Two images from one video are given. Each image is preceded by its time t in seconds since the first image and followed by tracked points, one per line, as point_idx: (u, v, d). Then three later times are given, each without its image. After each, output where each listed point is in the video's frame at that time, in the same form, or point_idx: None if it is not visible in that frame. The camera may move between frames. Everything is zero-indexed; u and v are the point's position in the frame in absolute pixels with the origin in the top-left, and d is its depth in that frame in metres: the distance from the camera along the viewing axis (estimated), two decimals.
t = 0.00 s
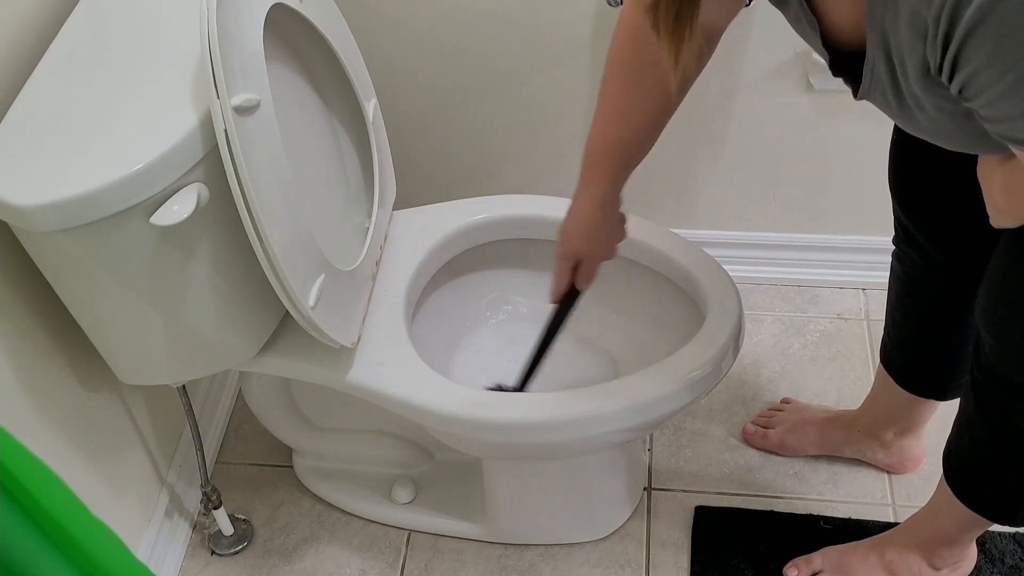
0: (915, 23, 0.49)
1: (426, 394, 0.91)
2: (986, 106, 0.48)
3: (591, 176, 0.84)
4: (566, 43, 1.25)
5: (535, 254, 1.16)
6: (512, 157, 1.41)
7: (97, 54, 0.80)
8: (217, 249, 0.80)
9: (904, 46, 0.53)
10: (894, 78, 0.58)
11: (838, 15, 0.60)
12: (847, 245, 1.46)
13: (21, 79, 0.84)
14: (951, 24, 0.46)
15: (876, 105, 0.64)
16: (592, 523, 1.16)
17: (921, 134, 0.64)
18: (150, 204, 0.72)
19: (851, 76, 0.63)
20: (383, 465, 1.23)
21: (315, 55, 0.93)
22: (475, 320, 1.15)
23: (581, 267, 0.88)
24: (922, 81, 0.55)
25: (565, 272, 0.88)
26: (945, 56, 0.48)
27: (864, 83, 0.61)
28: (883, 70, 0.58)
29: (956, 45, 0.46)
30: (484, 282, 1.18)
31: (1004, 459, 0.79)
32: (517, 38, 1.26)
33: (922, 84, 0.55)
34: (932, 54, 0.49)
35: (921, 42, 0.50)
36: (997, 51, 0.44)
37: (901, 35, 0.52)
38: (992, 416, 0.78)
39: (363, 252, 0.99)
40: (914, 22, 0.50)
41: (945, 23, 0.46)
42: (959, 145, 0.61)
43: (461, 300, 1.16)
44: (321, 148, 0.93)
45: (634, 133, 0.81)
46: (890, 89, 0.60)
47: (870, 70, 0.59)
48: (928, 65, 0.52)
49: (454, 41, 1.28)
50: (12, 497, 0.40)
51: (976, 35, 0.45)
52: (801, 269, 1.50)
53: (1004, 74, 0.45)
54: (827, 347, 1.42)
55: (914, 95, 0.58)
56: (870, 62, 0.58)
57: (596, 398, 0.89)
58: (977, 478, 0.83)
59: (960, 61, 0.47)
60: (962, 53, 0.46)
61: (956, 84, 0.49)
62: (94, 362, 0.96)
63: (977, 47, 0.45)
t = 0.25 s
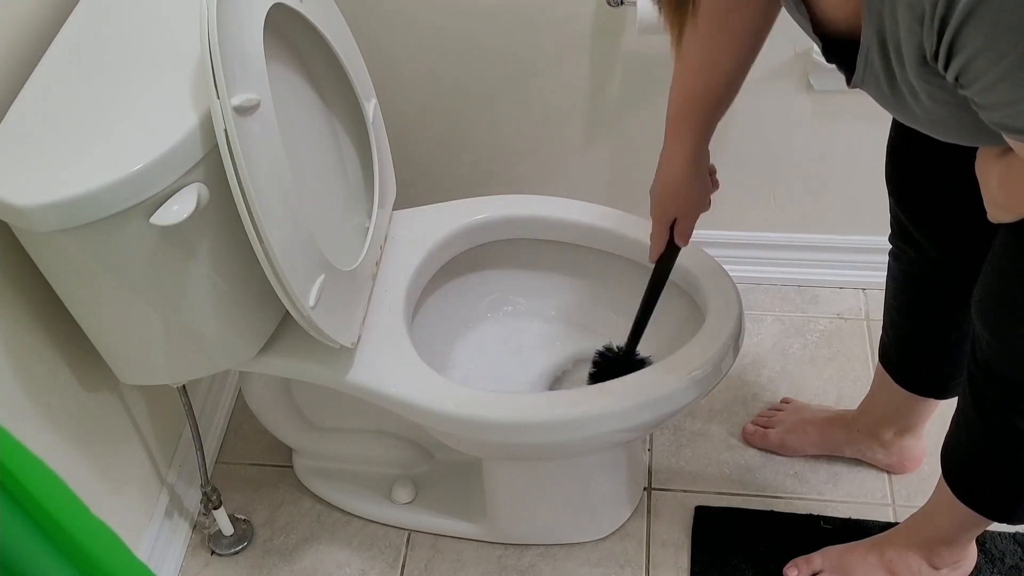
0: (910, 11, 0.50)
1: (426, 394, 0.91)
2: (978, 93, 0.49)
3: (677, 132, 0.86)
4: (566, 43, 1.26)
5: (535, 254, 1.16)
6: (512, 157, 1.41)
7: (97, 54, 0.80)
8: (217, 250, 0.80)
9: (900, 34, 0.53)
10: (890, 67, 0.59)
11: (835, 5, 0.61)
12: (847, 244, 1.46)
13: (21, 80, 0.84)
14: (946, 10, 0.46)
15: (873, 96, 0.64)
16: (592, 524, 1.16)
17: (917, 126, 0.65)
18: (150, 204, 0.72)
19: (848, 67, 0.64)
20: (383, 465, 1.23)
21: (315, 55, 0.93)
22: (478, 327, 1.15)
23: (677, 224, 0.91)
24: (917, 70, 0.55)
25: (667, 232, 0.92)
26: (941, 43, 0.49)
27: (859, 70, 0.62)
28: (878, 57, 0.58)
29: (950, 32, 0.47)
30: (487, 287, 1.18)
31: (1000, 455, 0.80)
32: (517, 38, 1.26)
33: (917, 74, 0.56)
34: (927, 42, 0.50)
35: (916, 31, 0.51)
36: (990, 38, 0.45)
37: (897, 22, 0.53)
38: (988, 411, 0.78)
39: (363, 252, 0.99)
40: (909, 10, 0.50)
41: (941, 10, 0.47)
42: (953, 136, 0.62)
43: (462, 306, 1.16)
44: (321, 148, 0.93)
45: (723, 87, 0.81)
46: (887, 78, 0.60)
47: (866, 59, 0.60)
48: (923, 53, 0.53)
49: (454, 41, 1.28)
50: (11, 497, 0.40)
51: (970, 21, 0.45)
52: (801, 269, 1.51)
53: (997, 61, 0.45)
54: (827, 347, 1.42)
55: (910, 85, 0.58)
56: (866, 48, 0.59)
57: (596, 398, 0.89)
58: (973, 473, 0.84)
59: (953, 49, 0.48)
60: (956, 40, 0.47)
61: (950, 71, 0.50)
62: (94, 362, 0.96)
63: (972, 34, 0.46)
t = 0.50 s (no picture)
0: (899, 8, 0.50)
1: (426, 394, 0.91)
2: (973, 86, 0.48)
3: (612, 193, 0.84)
4: (566, 43, 1.25)
5: (535, 254, 1.16)
6: (512, 157, 1.41)
7: (97, 54, 0.80)
8: (217, 250, 0.80)
9: (890, 33, 0.53)
10: (884, 70, 0.58)
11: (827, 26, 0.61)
12: (847, 244, 1.46)
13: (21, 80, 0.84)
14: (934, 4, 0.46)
15: (869, 101, 0.64)
16: (592, 523, 1.16)
17: (914, 129, 0.64)
18: (150, 204, 0.72)
19: (844, 74, 0.63)
20: (383, 465, 1.23)
21: (315, 55, 0.93)
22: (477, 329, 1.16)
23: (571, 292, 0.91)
24: (910, 70, 0.55)
25: (557, 296, 0.90)
26: (930, 40, 0.48)
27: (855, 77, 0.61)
28: (872, 60, 0.58)
29: (939, 26, 0.47)
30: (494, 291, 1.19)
31: (999, 454, 0.80)
32: (517, 38, 1.26)
33: (910, 74, 0.55)
34: (917, 39, 0.50)
35: (906, 28, 0.51)
36: (980, 27, 0.44)
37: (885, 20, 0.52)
38: (987, 410, 0.78)
39: (363, 252, 0.99)
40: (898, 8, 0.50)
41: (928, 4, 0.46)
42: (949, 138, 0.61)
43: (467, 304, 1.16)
44: (321, 148, 0.93)
45: (659, 154, 0.80)
46: (880, 81, 0.60)
47: (860, 64, 0.59)
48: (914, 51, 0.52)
49: (454, 41, 1.28)
50: (10, 496, 0.40)
51: (959, 13, 0.45)
52: (801, 269, 1.50)
53: (990, 49, 0.45)
54: (827, 347, 1.42)
55: (904, 86, 0.58)
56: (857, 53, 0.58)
57: (597, 397, 0.89)
58: (972, 471, 0.84)
59: (943, 43, 0.47)
60: (945, 34, 0.47)
61: (942, 67, 0.49)
62: (94, 363, 0.96)
63: (959, 25, 0.45)
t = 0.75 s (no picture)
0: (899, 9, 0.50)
1: (427, 394, 0.91)
2: (975, 87, 0.48)
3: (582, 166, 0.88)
4: (566, 43, 1.26)
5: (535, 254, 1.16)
6: (512, 157, 1.41)
7: (97, 54, 0.80)
8: (217, 250, 0.80)
9: (891, 34, 0.53)
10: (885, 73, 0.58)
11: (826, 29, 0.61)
12: (847, 245, 1.46)
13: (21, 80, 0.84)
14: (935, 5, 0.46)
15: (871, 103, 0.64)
16: (592, 523, 1.16)
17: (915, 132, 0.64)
18: (150, 204, 0.72)
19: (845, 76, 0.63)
20: (383, 465, 1.23)
21: (315, 55, 0.93)
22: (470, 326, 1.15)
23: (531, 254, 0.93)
24: (912, 73, 0.55)
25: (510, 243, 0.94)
26: (930, 43, 0.48)
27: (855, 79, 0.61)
28: (873, 63, 0.58)
29: (940, 27, 0.47)
30: (498, 289, 1.18)
31: (1000, 452, 0.80)
32: (517, 38, 1.26)
33: (911, 76, 0.55)
34: (918, 40, 0.50)
35: (907, 29, 0.51)
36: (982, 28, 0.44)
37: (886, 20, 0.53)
38: (987, 408, 0.79)
39: (363, 252, 0.99)
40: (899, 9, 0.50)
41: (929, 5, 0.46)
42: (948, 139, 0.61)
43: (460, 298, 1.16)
44: (321, 148, 0.93)
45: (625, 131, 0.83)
46: (882, 84, 0.60)
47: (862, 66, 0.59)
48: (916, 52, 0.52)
49: (454, 41, 1.28)
50: (11, 496, 0.40)
51: (960, 14, 0.45)
52: (801, 269, 1.50)
53: (992, 49, 0.45)
54: (827, 347, 1.42)
55: (906, 89, 0.58)
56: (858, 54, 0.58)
57: (597, 397, 0.89)
58: (972, 470, 0.84)
59: (944, 44, 0.47)
60: (947, 35, 0.47)
61: (943, 68, 0.49)
62: (94, 363, 0.96)
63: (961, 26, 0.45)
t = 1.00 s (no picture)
0: (899, 15, 0.50)
1: (426, 394, 0.91)
2: (976, 91, 0.49)
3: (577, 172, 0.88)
4: (566, 43, 1.26)
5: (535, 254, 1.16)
6: (512, 157, 1.41)
7: (97, 53, 0.80)
8: (217, 250, 0.80)
9: (889, 40, 0.53)
10: (882, 77, 0.58)
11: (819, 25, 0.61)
12: (847, 245, 1.46)
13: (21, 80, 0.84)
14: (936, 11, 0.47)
15: (865, 106, 0.64)
16: (592, 523, 1.16)
17: (910, 133, 0.65)
18: (151, 203, 0.72)
19: (839, 79, 0.63)
20: (383, 465, 1.23)
21: (315, 55, 0.93)
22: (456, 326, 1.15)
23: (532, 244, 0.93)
24: (911, 76, 0.55)
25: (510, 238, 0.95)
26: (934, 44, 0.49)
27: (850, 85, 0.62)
28: (870, 67, 0.58)
29: (942, 31, 0.47)
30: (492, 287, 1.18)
31: (998, 452, 0.80)
32: (517, 39, 1.26)
33: (910, 79, 0.55)
34: (918, 46, 0.50)
35: (906, 35, 0.51)
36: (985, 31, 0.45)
37: (885, 27, 0.53)
38: (984, 409, 0.79)
39: (363, 252, 0.99)
40: (898, 15, 0.50)
41: (930, 12, 0.47)
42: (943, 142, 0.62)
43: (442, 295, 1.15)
44: (321, 148, 0.93)
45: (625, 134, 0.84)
46: (879, 88, 0.60)
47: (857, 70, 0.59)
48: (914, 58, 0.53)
49: (454, 41, 1.28)
50: (11, 496, 0.40)
51: (962, 18, 0.46)
52: (801, 269, 1.50)
53: (994, 53, 0.46)
54: (827, 347, 1.42)
55: (903, 92, 0.58)
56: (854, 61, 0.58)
57: (596, 398, 0.89)
58: (971, 471, 0.84)
59: (946, 48, 0.48)
60: (949, 40, 0.47)
61: (944, 72, 0.50)
62: (93, 363, 0.96)
63: (963, 29, 0.46)
